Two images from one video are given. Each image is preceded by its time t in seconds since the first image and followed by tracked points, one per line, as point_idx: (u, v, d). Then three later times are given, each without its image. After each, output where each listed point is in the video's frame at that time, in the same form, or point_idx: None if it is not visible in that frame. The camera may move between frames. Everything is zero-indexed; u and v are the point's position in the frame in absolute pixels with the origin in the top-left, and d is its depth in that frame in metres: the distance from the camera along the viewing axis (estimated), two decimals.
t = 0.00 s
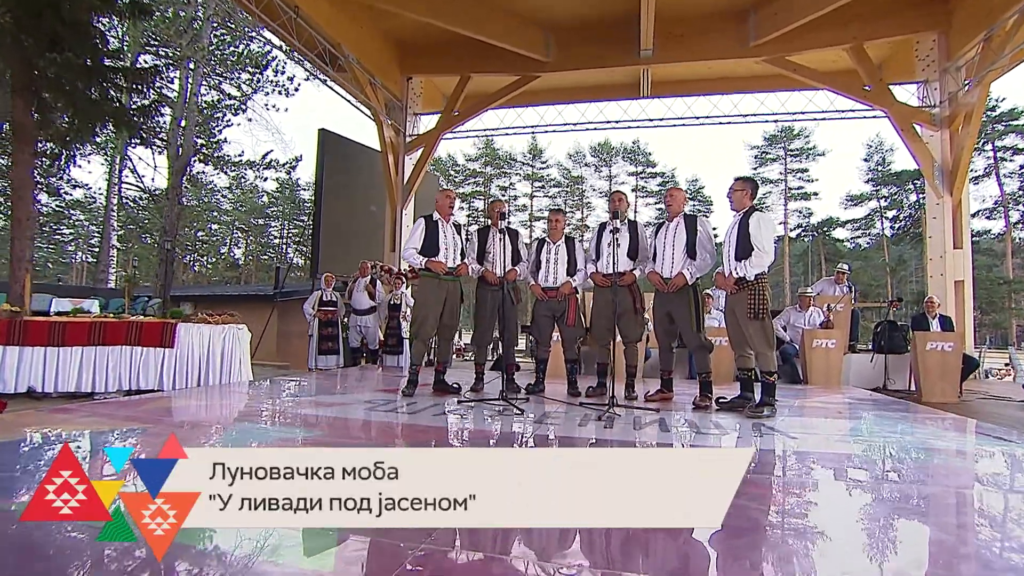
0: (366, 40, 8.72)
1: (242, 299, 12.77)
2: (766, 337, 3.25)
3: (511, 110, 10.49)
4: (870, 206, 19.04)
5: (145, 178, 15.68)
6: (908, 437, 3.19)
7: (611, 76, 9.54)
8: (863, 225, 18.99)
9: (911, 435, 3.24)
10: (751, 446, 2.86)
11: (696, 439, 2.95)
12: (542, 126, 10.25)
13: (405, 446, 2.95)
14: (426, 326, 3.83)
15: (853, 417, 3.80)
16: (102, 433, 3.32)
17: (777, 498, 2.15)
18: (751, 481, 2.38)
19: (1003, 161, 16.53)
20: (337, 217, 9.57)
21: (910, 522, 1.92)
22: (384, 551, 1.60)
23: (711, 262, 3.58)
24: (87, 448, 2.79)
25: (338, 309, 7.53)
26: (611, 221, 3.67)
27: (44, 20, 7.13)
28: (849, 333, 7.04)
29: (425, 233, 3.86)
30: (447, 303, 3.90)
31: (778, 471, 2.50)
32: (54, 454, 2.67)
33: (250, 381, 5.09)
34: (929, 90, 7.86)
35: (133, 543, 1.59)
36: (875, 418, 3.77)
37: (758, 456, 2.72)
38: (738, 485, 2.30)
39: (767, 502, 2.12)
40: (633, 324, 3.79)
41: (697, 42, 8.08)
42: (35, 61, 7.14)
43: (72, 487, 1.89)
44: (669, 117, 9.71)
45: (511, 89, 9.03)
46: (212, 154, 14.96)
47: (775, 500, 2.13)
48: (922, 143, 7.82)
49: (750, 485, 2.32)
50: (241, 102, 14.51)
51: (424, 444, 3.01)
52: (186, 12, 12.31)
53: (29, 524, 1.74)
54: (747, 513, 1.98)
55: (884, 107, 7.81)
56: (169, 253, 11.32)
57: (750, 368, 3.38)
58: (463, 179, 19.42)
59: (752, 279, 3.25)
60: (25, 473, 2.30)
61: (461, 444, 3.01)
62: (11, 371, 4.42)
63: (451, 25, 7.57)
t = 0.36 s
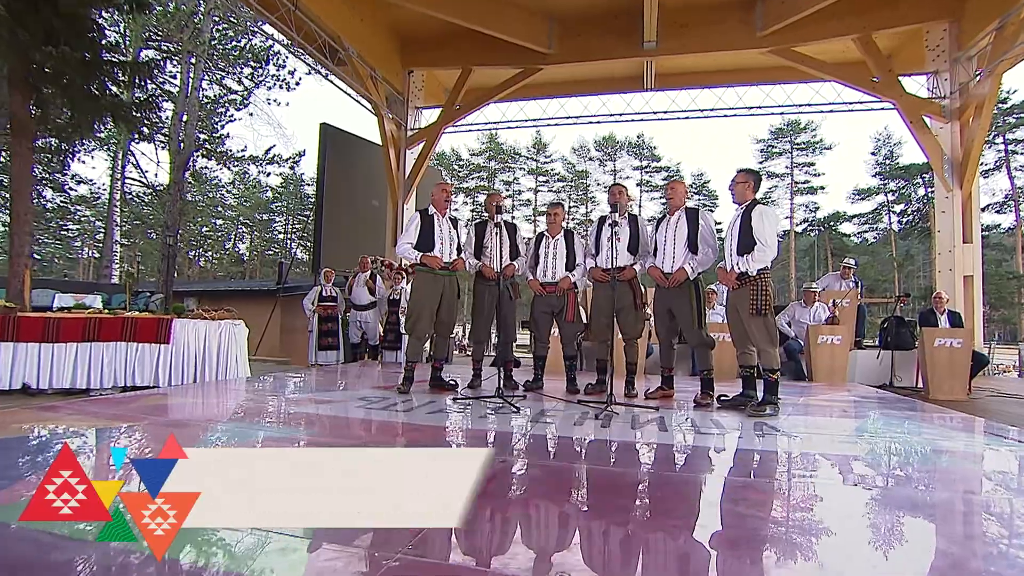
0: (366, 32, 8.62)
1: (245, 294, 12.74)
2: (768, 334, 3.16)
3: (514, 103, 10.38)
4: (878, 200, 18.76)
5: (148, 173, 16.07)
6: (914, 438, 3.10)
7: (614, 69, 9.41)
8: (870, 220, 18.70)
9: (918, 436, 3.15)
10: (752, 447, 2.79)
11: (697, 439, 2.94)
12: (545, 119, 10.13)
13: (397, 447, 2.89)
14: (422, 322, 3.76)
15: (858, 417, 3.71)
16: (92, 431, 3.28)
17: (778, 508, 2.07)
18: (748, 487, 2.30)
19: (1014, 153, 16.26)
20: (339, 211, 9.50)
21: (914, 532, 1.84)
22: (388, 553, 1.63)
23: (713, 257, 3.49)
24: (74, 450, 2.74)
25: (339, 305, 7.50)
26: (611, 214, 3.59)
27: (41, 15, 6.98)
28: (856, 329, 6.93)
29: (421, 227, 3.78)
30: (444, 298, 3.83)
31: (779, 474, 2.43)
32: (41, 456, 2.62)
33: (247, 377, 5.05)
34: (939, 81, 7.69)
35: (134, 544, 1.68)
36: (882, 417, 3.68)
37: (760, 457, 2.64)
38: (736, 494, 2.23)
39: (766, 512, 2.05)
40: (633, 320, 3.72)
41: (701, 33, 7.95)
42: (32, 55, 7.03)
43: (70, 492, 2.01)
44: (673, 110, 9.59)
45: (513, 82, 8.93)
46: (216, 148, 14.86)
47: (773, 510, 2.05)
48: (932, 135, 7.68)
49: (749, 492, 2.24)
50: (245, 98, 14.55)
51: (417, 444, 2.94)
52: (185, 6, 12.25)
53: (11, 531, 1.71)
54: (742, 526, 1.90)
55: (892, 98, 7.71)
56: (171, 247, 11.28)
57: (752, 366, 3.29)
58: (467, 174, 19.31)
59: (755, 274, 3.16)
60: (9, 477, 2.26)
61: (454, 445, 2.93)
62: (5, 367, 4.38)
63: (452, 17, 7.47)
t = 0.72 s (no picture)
0: (367, 25, 8.52)
1: (249, 288, 12.75)
2: (771, 330, 3.08)
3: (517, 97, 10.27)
4: (886, 194, 18.52)
5: (153, 169, 16.06)
6: (922, 438, 3.00)
7: (618, 61, 9.27)
8: (878, 214, 18.47)
9: (926, 437, 3.05)
10: (753, 449, 2.70)
11: (697, 440, 2.86)
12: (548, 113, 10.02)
13: (388, 447, 2.82)
14: (417, 317, 3.69)
15: (864, 416, 3.61)
16: (82, 429, 3.24)
17: (780, 516, 1.96)
18: (747, 492, 2.20)
19: None
20: (340, 206, 9.42)
21: (924, 543, 1.73)
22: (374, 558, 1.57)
23: (715, 251, 3.41)
24: (60, 450, 2.69)
25: (339, 300, 7.45)
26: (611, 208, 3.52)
27: (39, 9, 7.06)
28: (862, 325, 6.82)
29: (417, 220, 3.72)
30: (440, 294, 3.76)
31: (783, 479, 2.32)
32: (25, 457, 2.58)
33: (245, 373, 5.01)
34: (950, 72, 7.54)
35: (119, 552, 1.64)
36: (890, 416, 3.58)
37: (761, 460, 2.55)
38: (735, 500, 2.13)
39: (767, 522, 1.93)
40: (633, 316, 3.64)
41: (705, 24, 7.83)
42: (29, 49, 7.04)
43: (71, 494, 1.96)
44: (677, 103, 9.46)
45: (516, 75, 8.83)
46: (219, 143, 14.79)
47: (774, 519, 1.94)
48: (943, 128, 7.52)
49: (749, 497, 2.14)
50: (248, 94, 14.55)
51: (409, 444, 2.88)
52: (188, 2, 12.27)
53: None
54: (740, 535, 1.81)
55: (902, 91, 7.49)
56: (175, 242, 11.26)
57: (755, 363, 3.20)
58: (471, 169, 19.13)
59: (757, 269, 3.07)
60: None
61: (445, 446, 2.85)
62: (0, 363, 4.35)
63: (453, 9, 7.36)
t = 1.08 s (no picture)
0: (369, 19, 8.45)
1: (254, 286, 12.71)
2: (775, 328, 2.99)
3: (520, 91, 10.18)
4: (896, 189, 18.20)
5: (158, 166, 16.11)
6: (930, 441, 2.89)
7: (623, 55, 9.15)
8: (887, 210, 18.11)
9: (935, 439, 2.94)
10: (755, 451, 2.61)
11: (697, 442, 2.78)
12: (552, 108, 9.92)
13: (378, 448, 2.75)
14: (413, 315, 3.61)
15: (870, 416, 3.50)
16: (73, 426, 3.20)
17: (778, 523, 1.86)
18: (745, 497, 2.10)
19: None
20: (343, 202, 9.37)
21: (931, 555, 1.61)
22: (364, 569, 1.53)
23: (717, 246, 3.32)
24: (47, 449, 2.65)
25: (340, 297, 7.40)
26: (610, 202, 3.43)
27: (37, 6, 7.15)
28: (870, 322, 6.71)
29: (413, 215, 3.65)
30: (437, 290, 3.68)
31: (784, 484, 2.22)
32: (13, 455, 2.54)
33: (243, 369, 4.97)
34: (963, 64, 7.40)
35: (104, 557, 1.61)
36: (897, 417, 3.49)
37: (763, 463, 2.46)
38: (732, 505, 2.03)
39: (764, 531, 1.81)
40: (634, 313, 3.56)
41: (711, 16, 7.71)
42: (29, 46, 7.08)
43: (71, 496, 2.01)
44: (683, 97, 9.34)
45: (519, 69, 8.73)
46: (224, 141, 15.12)
47: (771, 526, 1.84)
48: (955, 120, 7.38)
49: (748, 503, 2.04)
50: (252, 90, 14.64)
51: (399, 444, 2.80)
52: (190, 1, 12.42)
53: None
54: (735, 544, 1.71)
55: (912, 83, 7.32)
56: (178, 239, 11.26)
57: (758, 361, 3.11)
58: (476, 165, 19.08)
59: (760, 265, 2.98)
60: None
61: (436, 447, 2.78)
62: None
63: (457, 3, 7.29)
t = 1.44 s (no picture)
0: (370, 16, 8.39)
1: (258, 284, 12.70)
2: (777, 327, 2.91)
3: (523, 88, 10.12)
4: (905, 186, 18.04)
5: (164, 165, 15.82)
6: (939, 445, 2.78)
7: (627, 50, 9.04)
8: (897, 207, 17.98)
9: (944, 443, 2.83)
10: (755, 456, 2.53)
11: (696, 445, 2.69)
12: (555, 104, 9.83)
13: (367, 450, 2.68)
14: (407, 313, 3.55)
15: (876, 418, 3.39)
16: (62, 426, 3.16)
17: (776, 535, 1.76)
18: (743, 507, 2.00)
19: None
20: (346, 199, 9.32)
21: (938, 567, 1.54)
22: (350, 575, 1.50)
23: (718, 243, 3.23)
24: (30, 451, 2.61)
25: (341, 295, 7.40)
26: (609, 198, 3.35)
27: (36, 3, 7.17)
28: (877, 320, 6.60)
29: (408, 212, 3.59)
30: (432, 288, 3.61)
31: (784, 491, 2.13)
32: None
33: (240, 367, 4.96)
34: (974, 57, 7.23)
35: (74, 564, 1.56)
36: (905, 418, 3.39)
37: (764, 468, 2.37)
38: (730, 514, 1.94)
39: (760, 543, 1.71)
40: (633, 312, 3.48)
41: (715, 10, 7.60)
42: (28, 43, 7.11)
43: (53, 501, 1.97)
44: (687, 93, 9.23)
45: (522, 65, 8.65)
46: (228, 139, 15.14)
47: (767, 539, 1.74)
48: (966, 114, 7.25)
49: (744, 512, 1.95)
50: (256, 88, 14.71)
51: (387, 447, 2.73)
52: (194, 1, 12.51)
53: None
54: (729, 556, 1.63)
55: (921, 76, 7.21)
56: (181, 237, 11.24)
57: (761, 361, 3.03)
58: (482, 163, 19.03)
59: (762, 262, 2.89)
60: None
61: (425, 450, 2.69)
62: None
63: None
